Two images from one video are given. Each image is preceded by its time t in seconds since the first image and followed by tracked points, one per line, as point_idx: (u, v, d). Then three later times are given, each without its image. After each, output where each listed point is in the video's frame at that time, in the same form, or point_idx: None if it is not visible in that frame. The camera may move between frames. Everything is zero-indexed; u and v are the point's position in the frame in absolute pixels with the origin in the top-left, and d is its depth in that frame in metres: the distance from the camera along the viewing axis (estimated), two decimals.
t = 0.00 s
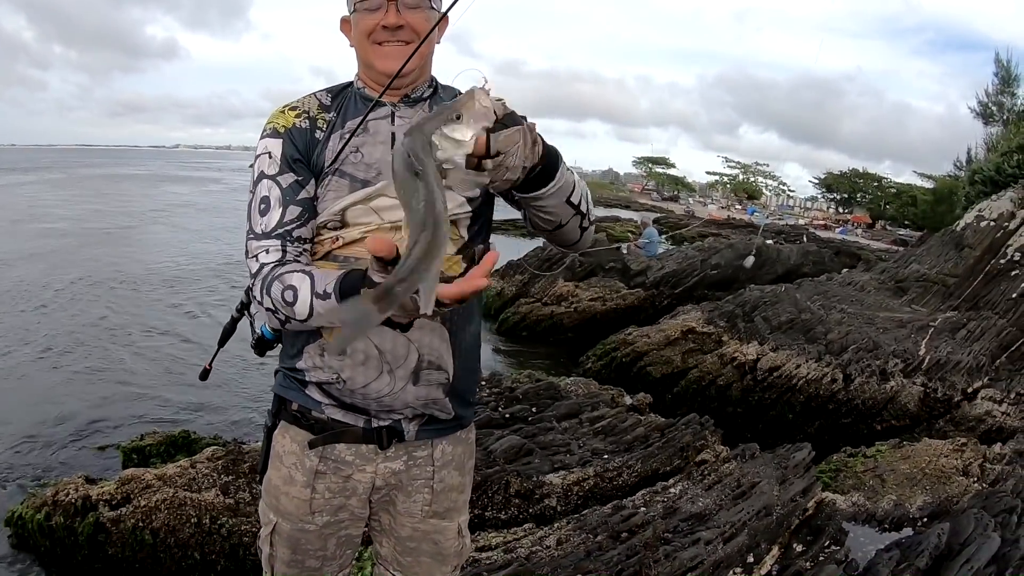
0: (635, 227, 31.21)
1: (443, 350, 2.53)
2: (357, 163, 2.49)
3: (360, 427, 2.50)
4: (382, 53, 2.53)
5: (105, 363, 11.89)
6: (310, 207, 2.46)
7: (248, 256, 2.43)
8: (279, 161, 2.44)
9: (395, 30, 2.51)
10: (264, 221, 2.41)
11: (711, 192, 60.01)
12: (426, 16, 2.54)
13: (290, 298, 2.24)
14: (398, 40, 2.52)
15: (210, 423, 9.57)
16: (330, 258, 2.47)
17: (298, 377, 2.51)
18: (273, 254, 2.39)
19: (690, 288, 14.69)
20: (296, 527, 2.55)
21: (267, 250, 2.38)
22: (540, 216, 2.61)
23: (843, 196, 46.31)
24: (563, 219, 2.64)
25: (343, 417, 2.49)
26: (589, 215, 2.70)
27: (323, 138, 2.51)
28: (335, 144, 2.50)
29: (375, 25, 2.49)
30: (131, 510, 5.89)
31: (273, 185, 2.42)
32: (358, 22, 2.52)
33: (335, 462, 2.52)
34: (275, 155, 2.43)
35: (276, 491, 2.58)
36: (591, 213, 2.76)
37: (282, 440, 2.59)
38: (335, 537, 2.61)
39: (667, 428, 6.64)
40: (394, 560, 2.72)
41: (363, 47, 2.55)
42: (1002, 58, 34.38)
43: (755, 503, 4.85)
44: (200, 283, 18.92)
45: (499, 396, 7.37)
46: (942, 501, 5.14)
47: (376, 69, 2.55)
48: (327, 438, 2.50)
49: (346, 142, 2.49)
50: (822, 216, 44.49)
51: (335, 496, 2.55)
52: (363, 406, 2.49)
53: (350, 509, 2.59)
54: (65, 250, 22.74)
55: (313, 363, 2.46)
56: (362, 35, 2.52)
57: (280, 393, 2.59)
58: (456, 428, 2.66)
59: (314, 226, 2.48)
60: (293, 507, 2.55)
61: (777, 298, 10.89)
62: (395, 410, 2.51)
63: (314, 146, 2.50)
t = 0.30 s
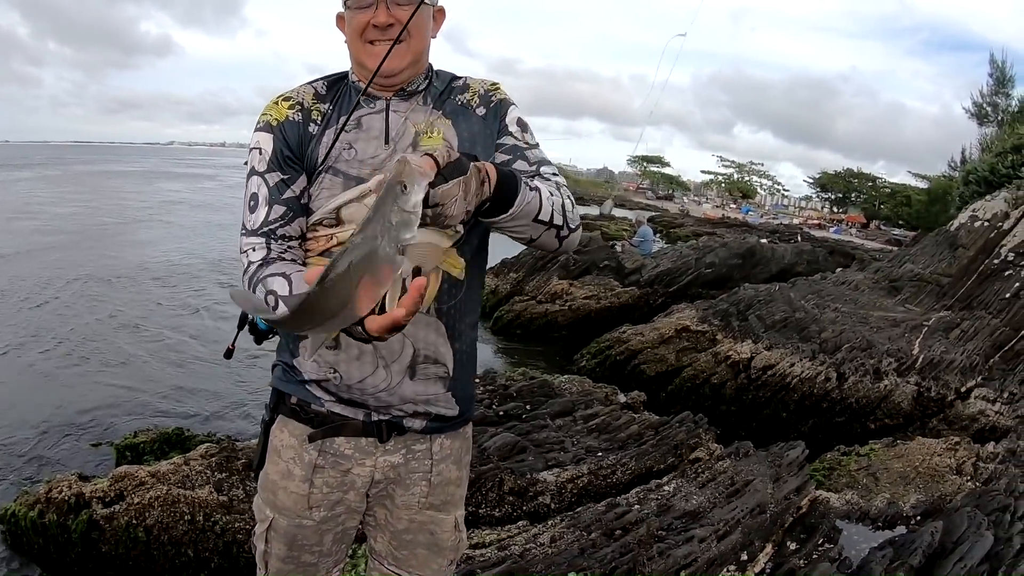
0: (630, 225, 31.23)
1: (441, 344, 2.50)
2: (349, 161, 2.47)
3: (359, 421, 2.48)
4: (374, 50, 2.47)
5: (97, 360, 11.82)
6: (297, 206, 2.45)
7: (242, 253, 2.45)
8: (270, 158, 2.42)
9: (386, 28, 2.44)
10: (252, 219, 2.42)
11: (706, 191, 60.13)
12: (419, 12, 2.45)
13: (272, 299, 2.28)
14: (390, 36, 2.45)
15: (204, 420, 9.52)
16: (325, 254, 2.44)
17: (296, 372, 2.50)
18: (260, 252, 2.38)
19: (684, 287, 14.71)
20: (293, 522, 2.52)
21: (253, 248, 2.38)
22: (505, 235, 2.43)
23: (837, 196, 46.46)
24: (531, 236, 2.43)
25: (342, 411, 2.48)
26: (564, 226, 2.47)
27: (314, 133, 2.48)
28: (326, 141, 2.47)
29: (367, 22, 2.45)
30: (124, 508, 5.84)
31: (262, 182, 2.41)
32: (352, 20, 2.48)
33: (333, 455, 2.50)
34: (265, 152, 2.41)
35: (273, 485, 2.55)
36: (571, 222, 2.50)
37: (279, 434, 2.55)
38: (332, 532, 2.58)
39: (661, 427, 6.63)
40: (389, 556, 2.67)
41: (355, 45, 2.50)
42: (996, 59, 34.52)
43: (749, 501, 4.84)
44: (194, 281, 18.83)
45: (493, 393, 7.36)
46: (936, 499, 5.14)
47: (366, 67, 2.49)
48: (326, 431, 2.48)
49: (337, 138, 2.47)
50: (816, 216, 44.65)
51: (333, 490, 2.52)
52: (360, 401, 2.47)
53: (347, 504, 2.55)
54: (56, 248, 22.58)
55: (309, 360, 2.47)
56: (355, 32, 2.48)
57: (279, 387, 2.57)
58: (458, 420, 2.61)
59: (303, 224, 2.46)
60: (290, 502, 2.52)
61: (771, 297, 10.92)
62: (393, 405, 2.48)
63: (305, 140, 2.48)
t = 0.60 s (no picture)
0: (626, 221, 31.25)
1: (436, 345, 2.48)
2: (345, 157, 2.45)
3: (356, 416, 2.47)
4: (374, 40, 2.46)
5: (91, 352, 11.77)
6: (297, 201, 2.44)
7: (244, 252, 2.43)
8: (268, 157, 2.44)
9: (387, 18, 2.43)
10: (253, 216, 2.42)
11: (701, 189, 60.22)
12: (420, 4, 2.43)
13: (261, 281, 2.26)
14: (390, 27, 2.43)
15: (198, 413, 9.49)
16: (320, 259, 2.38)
17: (293, 367, 2.50)
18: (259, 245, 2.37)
19: (680, 284, 14.73)
20: (290, 514, 2.50)
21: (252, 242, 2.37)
22: (515, 238, 2.49)
23: (832, 195, 46.60)
24: (539, 245, 2.50)
25: (339, 405, 2.46)
26: (569, 244, 2.56)
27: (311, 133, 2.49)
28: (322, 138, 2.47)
29: (367, 13, 2.43)
30: (118, 501, 5.81)
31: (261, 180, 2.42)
32: (353, 11, 2.47)
33: (331, 448, 2.48)
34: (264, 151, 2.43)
35: (272, 476, 2.53)
36: (572, 242, 2.59)
37: (279, 425, 2.55)
38: (330, 524, 2.56)
39: (656, 423, 6.63)
40: (387, 549, 2.65)
41: (355, 35, 2.49)
42: (992, 60, 34.62)
43: (743, 498, 4.86)
44: (188, 273, 18.74)
45: (488, 388, 7.35)
46: (929, 497, 5.16)
47: (366, 58, 2.48)
48: (325, 423, 2.47)
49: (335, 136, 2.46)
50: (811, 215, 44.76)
51: (330, 483, 2.50)
52: (355, 400, 2.46)
53: (345, 497, 2.53)
54: (49, 239, 22.43)
55: (307, 358, 2.46)
56: (354, 22, 2.47)
57: (279, 379, 2.56)
58: (452, 420, 2.60)
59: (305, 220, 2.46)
60: (288, 493, 2.50)
61: (766, 294, 10.95)
62: (388, 401, 2.46)
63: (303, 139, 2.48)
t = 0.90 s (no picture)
0: (632, 224, 31.31)
1: (455, 354, 2.59)
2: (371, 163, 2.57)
3: (376, 422, 2.55)
4: (407, 53, 2.62)
5: (103, 353, 11.90)
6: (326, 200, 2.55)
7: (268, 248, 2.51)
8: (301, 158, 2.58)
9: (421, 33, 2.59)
10: (283, 213, 2.51)
11: (708, 190, 60.14)
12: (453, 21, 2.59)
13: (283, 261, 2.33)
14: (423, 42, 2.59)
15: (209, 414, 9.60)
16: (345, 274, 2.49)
17: (315, 374, 2.58)
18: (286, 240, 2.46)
19: (686, 287, 14.77)
20: (310, 516, 2.59)
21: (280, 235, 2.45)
22: (539, 253, 2.67)
23: (840, 196, 46.50)
24: (558, 266, 2.70)
25: (359, 412, 2.55)
26: (582, 271, 2.78)
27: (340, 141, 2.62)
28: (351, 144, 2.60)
29: (402, 27, 2.58)
30: (132, 502, 5.92)
31: (292, 180, 2.54)
32: (387, 24, 2.61)
33: (351, 453, 2.57)
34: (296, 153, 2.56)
35: (292, 480, 2.62)
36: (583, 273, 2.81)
37: (299, 431, 2.62)
38: (348, 525, 2.64)
39: (662, 425, 6.70)
40: (403, 548, 2.74)
41: (389, 48, 2.65)
42: (1001, 62, 34.51)
43: (749, 500, 4.92)
44: (198, 275, 18.90)
45: (496, 390, 7.43)
46: (932, 500, 5.21)
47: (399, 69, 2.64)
48: (345, 430, 2.55)
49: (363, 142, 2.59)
50: (818, 216, 44.65)
51: (350, 486, 2.59)
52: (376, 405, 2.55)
53: (363, 499, 2.62)
54: (62, 241, 22.67)
55: (329, 366, 2.54)
56: (389, 36, 2.61)
57: (300, 387, 2.65)
58: (467, 425, 2.71)
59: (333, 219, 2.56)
60: (309, 496, 2.58)
61: (772, 297, 11.01)
62: (408, 407, 2.56)
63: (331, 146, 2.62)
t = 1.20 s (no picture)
0: (651, 248, 31.37)
1: (473, 390, 2.73)
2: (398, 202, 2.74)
3: (397, 453, 2.69)
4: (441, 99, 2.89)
5: (134, 383, 12.17)
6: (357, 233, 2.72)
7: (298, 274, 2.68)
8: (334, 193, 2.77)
9: (454, 82, 2.86)
10: (316, 244, 2.69)
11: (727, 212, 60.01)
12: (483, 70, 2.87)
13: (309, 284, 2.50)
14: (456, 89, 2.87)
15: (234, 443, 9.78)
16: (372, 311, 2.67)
17: (340, 406, 2.73)
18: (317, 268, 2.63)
19: (707, 311, 14.78)
20: (333, 543, 2.72)
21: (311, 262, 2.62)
22: (551, 275, 2.77)
23: (861, 215, 46.17)
24: (570, 291, 2.81)
25: (381, 443, 2.69)
26: (593, 301, 2.90)
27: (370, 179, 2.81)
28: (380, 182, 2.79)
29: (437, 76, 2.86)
30: (157, 527, 6.06)
31: (326, 213, 2.72)
32: (421, 73, 2.88)
33: (372, 483, 2.70)
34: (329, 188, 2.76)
35: (316, 509, 2.75)
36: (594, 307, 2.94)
37: (323, 462, 2.77)
38: (369, 554, 2.76)
39: (683, 452, 6.74)
40: None
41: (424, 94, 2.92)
42: (1020, 77, 34.31)
43: (770, 526, 4.94)
44: (225, 305, 19.27)
45: (518, 418, 7.52)
46: (955, 523, 5.19)
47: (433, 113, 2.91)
48: (367, 461, 2.68)
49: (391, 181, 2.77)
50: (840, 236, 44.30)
51: (371, 515, 2.72)
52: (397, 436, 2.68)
53: (384, 528, 2.75)
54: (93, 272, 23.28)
55: (354, 398, 2.69)
56: (423, 84, 2.89)
57: (324, 419, 2.79)
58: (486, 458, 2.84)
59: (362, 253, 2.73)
60: (332, 525, 2.72)
61: (793, 319, 11.02)
62: (428, 439, 2.69)
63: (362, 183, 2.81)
